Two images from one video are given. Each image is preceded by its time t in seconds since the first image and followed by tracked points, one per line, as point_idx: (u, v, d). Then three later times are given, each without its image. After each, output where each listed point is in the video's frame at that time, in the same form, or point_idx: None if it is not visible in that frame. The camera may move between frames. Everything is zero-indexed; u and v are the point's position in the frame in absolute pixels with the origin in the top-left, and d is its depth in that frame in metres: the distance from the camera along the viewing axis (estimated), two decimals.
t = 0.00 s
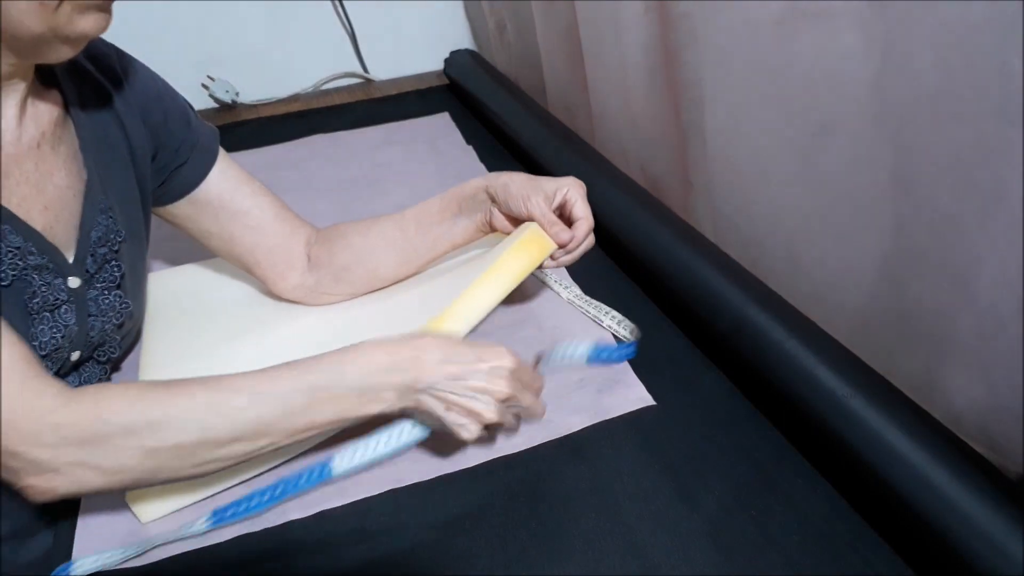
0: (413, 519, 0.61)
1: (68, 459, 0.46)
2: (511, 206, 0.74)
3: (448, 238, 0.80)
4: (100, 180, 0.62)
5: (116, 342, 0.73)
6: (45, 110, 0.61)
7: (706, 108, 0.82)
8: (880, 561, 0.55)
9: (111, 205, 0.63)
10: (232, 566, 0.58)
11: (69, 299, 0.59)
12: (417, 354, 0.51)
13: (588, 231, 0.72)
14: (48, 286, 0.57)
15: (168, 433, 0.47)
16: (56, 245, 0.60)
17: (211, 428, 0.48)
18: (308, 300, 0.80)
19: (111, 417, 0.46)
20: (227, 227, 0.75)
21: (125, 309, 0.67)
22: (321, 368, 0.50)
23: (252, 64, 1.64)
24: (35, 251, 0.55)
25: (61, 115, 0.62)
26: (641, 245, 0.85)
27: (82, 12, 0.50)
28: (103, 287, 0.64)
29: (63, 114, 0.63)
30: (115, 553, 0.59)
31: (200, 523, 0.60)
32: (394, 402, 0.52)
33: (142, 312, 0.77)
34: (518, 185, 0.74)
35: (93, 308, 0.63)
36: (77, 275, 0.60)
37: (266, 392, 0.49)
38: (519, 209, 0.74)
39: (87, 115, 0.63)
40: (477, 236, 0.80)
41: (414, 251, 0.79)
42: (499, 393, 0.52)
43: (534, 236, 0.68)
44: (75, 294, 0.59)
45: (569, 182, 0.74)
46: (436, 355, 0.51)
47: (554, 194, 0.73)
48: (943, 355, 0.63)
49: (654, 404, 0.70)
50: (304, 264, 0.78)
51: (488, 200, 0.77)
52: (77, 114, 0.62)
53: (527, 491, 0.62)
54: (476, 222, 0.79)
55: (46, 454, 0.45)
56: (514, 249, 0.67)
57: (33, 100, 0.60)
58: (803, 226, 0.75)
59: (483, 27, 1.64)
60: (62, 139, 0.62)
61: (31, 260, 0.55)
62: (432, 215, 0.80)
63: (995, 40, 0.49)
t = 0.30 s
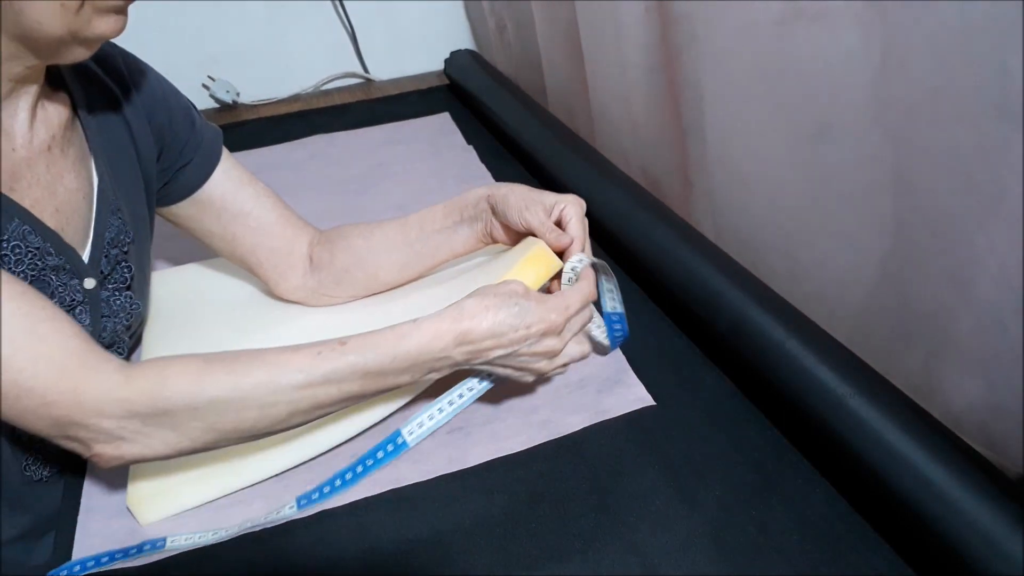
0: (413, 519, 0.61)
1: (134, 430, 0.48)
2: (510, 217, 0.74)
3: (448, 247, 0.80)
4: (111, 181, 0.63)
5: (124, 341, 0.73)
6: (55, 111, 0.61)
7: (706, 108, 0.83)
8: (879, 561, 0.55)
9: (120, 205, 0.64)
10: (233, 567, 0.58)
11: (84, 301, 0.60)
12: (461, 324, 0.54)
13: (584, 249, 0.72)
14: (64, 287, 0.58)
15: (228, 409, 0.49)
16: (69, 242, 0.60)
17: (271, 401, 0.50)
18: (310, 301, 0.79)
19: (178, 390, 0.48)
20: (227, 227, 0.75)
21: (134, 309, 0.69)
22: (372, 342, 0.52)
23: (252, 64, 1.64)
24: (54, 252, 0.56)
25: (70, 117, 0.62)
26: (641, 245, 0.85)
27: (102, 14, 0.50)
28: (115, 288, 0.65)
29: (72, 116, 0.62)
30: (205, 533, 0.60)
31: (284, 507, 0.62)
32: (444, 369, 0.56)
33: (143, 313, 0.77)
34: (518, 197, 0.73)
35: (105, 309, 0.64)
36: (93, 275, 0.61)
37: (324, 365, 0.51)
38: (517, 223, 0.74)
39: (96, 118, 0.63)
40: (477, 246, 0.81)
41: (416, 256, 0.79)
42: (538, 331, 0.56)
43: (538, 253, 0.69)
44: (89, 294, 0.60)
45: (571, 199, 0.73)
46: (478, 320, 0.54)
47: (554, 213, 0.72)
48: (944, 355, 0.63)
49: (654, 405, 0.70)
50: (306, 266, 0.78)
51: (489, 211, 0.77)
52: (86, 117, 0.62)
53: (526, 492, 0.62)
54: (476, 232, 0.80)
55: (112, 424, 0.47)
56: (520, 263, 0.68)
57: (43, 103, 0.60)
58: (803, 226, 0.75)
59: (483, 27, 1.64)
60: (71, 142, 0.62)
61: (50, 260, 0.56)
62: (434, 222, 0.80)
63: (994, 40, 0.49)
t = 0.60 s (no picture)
0: (413, 518, 0.61)
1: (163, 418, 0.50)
2: (509, 215, 0.74)
3: (449, 246, 0.80)
4: (115, 181, 0.63)
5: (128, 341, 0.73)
6: (58, 112, 0.61)
7: (706, 108, 0.83)
8: (879, 561, 0.55)
9: (123, 205, 0.64)
10: (232, 566, 0.58)
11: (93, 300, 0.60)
12: (481, 321, 0.54)
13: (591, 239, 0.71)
14: (73, 287, 0.58)
15: (256, 398, 0.51)
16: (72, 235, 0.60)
17: (300, 390, 0.51)
18: (310, 301, 0.79)
19: (207, 380, 0.49)
20: (228, 227, 0.75)
21: (140, 310, 0.68)
22: (397, 338, 0.53)
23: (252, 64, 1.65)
24: (63, 252, 0.56)
25: (72, 118, 0.62)
26: (641, 245, 0.85)
27: (110, 13, 0.50)
28: (121, 288, 0.65)
29: (74, 117, 0.63)
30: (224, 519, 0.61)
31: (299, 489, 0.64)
32: (466, 369, 0.56)
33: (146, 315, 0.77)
34: (516, 195, 0.73)
35: (113, 309, 0.64)
36: (100, 276, 0.61)
37: (351, 358, 0.52)
38: (517, 219, 0.73)
39: (98, 118, 0.63)
40: (479, 246, 0.81)
41: (416, 256, 0.79)
42: (558, 330, 0.56)
43: (540, 252, 0.71)
44: (98, 295, 0.60)
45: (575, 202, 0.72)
46: (497, 317, 0.55)
47: (555, 214, 0.72)
48: (943, 355, 0.64)
49: (654, 405, 0.70)
50: (306, 266, 0.78)
51: (489, 209, 0.77)
52: (89, 118, 0.63)
53: (527, 492, 0.62)
54: (476, 231, 0.79)
55: (143, 410, 0.49)
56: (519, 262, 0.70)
57: (47, 104, 0.60)
58: (803, 227, 0.75)
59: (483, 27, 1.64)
60: (73, 143, 0.63)
61: (59, 260, 0.56)
62: (433, 222, 0.79)
63: (995, 40, 0.49)
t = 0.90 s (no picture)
0: (414, 518, 0.61)
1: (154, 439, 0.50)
2: (512, 215, 0.74)
3: (451, 247, 0.79)
4: (116, 181, 0.64)
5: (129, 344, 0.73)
6: (61, 112, 0.61)
7: (706, 109, 0.83)
8: (878, 560, 0.55)
9: (123, 206, 0.64)
10: (232, 566, 0.58)
11: (98, 302, 0.60)
12: (468, 346, 0.54)
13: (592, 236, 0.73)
14: (79, 289, 0.58)
15: (246, 423, 0.50)
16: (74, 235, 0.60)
17: (288, 415, 0.51)
18: (311, 301, 0.79)
19: (201, 403, 0.49)
20: (228, 227, 0.75)
21: (142, 308, 0.69)
22: (387, 363, 0.53)
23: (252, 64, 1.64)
24: (68, 254, 0.56)
25: (75, 118, 0.62)
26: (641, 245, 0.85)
27: (115, 17, 0.50)
28: (124, 288, 0.65)
29: (77, 116, 0.63)
30: (201, 516, 0.61)
31: (276, 486, 0.64)
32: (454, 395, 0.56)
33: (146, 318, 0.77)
34: (520, 195, 0.73)
35: (117, 311, 0.64)
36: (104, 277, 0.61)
37: (338, 386, 0.52)
38: (520, 218, 0.73)
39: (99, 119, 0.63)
40: (481, 248, 0.80)
41: (417, 256, 0.79)
42: (542, 349, 0.57)
43: (536, 246, 0.69)
44: (103, 296, 0.60)
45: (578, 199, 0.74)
46: (484, 342, 0.54)
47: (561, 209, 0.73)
48: (943, 355, 0.64)
49: (654, 405, 0.70)
50: (307, 266, 0.78)
51: (493, 211, 0.77)
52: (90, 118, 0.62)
53: (527, 492, 0.62)
54: (480, 233, 0.79)
55: (131, 433, 0.48)
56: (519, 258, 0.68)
57: (49, 104, 0.60)
58: (803, 227, 0.75)
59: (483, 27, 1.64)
60: (75, 143, 0.62)
61: (63, 263, 0.56)
62: (436, 222, 0.79)
63: (995, 41, 0.49)
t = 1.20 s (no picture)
0: (413, 519, 0.61)
1: (2, 526, 0.38)
2: (513, 208, 0.74)
3: (451, 245, 0.79)
4: (113, 179, 0.63)
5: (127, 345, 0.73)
6: (61, 110, 0.61)
7: (705, 109, 0.83)
8: (878, 560, 0.55)
9: (120, 205, 0.63)
10: (232, 567, 0.58)
11: (92, 300, 0.60)
12: (378, 431, 0.45)
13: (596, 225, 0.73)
14: (70, 287, 0.57)
15: (137, 507, 0.40)
16: (73, 243, 0.60)
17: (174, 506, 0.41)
18: (311, 302, 0.79)
19: (86, 487, 0.39)
20: (228, 228, 0.75)
21: (141, 308, 0.69)
22: (294, 448, 0.43)
23: (252, 64, 1.64)
24: (56, 253, 0.55)
25: (75, 116, 0.62)
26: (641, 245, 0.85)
27: (113, 17, 0.50)
28: (121, 287, 0.66)
29: (77, 114, 0.63)
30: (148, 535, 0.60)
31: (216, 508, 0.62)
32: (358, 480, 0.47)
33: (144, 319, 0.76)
34: (522, 190, 0.74)
35: (113, 308, 0.65)
36: (97, 275, 0.60)
37: (235, 472, 0.42)
38: (526, 213, 0.73)
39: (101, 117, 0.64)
40: (481, 246, 0.80)
41: (418, 256, 0.79)
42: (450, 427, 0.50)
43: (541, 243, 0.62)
44: (97, 294, 0.60)
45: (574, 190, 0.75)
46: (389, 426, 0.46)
47: (560, 199, 0.73)
48: (942, 355, 0.64)
49: (654, 405, 0.70)
50: (307, 266, 0.78)
51: (493, 207, 0.77)
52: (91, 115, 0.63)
53: (526, 492, 0.62)
54: (481, 230, 0.79)
55: None
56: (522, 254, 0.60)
57: (50, 101, 0.61)
58: (802, 227, 0.76)
59: (483, 27, 1.64)
60: (76, 141, 0.63)
61: (53, 262, 0.55)
62: (436, 222, 0.81)
63: (994, 41, 0.49)
